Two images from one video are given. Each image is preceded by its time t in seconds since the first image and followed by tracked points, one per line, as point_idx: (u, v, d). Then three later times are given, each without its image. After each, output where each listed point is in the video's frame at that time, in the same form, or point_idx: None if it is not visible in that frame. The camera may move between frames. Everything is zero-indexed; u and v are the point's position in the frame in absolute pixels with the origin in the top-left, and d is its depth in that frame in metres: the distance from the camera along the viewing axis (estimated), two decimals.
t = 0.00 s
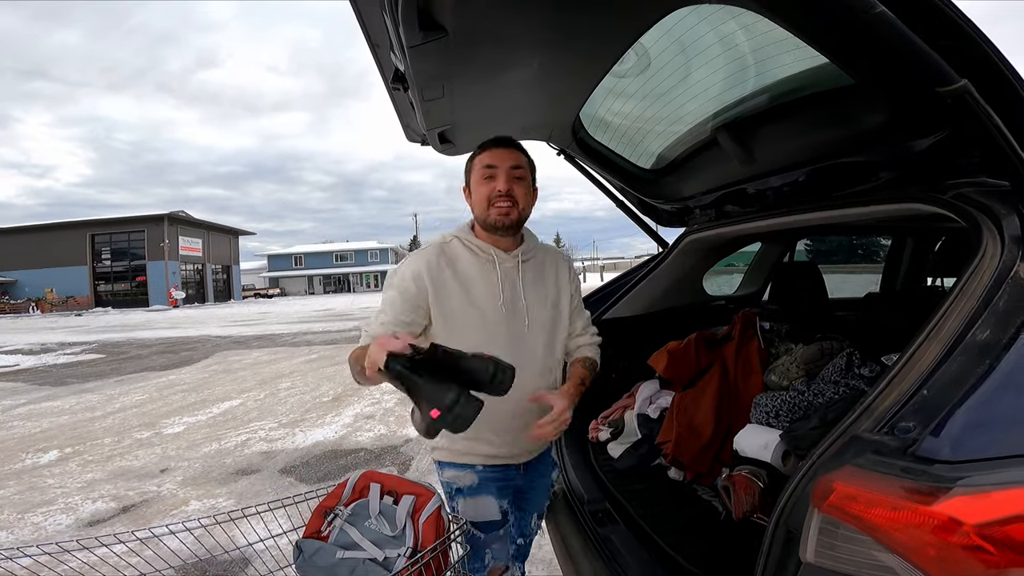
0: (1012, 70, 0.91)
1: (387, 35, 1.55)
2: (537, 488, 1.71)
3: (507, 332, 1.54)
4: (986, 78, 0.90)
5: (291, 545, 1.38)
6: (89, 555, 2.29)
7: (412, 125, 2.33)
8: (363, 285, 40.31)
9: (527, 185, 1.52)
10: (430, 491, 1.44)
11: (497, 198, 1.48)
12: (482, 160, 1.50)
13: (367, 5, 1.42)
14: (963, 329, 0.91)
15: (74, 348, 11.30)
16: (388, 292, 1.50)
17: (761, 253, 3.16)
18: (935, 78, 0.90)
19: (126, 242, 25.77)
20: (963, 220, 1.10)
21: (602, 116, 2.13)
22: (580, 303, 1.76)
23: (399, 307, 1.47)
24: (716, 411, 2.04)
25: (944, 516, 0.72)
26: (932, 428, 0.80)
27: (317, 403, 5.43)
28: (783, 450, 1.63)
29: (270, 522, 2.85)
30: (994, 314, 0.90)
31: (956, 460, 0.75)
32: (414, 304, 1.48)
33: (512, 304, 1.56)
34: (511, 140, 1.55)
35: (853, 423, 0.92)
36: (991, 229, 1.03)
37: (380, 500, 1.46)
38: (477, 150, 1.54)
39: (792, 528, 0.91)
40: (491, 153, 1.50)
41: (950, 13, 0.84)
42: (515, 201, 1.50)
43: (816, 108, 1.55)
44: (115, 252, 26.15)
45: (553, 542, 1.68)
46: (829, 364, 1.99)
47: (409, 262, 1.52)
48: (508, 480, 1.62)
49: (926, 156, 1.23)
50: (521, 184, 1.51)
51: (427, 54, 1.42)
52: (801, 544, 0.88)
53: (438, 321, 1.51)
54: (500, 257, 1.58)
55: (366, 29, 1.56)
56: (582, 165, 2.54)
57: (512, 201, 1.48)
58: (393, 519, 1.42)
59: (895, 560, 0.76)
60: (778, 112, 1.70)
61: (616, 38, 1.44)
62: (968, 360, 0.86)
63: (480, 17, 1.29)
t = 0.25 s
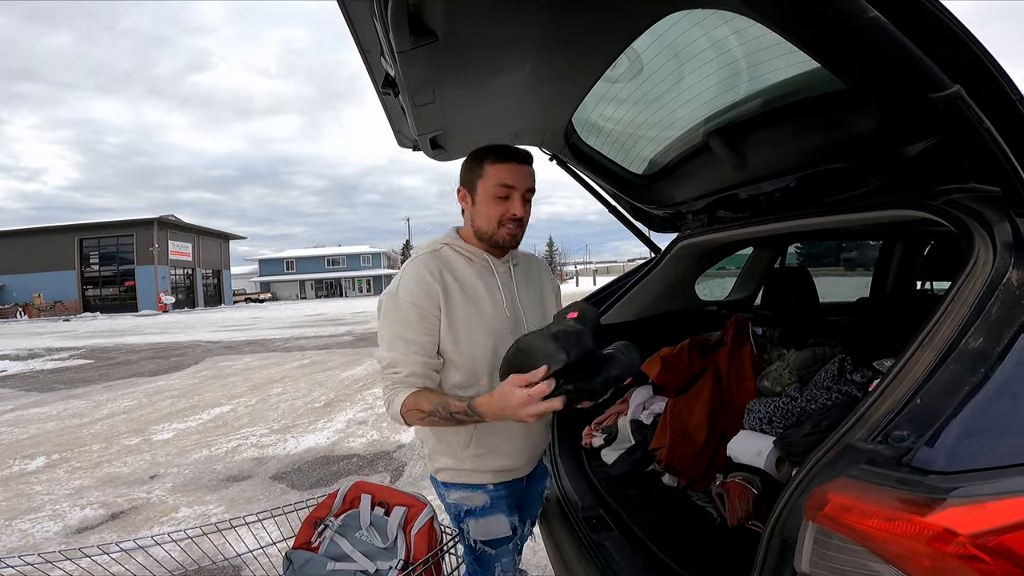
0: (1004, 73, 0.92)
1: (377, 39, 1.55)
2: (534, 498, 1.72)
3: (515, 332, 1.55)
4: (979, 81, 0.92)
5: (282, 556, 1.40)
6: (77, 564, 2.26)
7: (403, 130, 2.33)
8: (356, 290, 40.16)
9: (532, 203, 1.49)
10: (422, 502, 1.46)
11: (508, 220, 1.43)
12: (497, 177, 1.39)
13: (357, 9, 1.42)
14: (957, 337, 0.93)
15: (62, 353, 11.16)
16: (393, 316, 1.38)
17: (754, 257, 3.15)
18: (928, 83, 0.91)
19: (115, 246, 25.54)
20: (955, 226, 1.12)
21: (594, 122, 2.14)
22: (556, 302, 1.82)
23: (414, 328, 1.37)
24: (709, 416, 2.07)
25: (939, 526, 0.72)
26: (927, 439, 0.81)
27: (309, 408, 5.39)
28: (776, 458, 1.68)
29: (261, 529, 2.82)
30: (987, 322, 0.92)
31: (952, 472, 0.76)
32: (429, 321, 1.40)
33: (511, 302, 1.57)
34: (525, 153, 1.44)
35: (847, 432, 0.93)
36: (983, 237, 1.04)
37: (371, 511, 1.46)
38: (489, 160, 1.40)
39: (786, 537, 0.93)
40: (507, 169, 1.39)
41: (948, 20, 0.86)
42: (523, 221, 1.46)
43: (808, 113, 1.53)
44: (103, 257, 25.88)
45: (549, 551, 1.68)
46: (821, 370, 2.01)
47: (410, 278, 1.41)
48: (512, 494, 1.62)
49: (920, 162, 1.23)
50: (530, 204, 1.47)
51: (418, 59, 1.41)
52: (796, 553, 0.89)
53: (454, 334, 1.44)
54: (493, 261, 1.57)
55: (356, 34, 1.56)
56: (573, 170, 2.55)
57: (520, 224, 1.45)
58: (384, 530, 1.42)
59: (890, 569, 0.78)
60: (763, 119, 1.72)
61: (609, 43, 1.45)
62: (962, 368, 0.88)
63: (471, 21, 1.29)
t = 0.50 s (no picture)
0: (993, 74, 0.92)
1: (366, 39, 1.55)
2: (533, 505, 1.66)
3: (516, 332, 1.48)
4: (965, 78, 0.92)
5: (269, 562, 1.39)
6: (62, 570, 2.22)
7: (393, 131, 2.32)
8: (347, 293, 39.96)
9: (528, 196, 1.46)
10: (411, 508, 1.46)
11: (507, 218, 1.40)
12: (496, 171, 1.35)
13: (345, 9, 1.41)
14: (947, 335, 0.94)
15: (47, 357, 11.00)
16: (400, 324, 1.23)
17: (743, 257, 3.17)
18: (917, 82, 0.92)
19: (102, 249, 25.25)
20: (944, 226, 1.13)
21: (585, 122, 2.15)
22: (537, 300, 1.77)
23: (426, 335, 1.24)
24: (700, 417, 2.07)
25: (933, 527, 0.73)
26: (920, 439, 0.82)
27: (299, 412, 5.35)
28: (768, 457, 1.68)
29: (251, 533, 2.79)
30: (976, 320, 0.93)
31: (944, 471, 0.76)
32: (440, 326, 1.28)
33: (508, 302, 1.50)
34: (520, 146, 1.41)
35: (838, 433, 0.95)
36: (971, 236, 1.06)
37: (359, 516, 1.45)
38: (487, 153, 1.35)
39: (779, 539, 0.92)
40: (505, 163, 1.35)
41: (933, 19, 0.85)
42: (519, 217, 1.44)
43: (797, 112, 1.55)
44: (90, 260, 25.57)
45: (542, 558, 1.68)
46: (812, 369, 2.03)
47: (412, 280, 1.27)
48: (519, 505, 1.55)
49: (903, 162, 1.28)
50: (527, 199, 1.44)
51: (407, 59, 1.41)
52: (789, 554, 0.89)
53: (463, 339, 1.34)
54: (485, 259, 1.50)
55: (344, 33, 1.55)
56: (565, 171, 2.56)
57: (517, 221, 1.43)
58: (373, 535, 1.41)
59: (884, 570, 0.77)
60: (759, 118, 1.70)
61: (600, 44, 1.45)
62: (952, 366, 0.89)
63: (460, 21, 1.29)
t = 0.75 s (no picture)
0: (983, 70, 0.94)
1: (358, 40, 1.54)
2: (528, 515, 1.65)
3: (506, 335, 1.46)
4: (958, 77, 0.94)
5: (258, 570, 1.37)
6: None
7: (385, 133, 2.32)
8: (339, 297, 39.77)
9: (492, 180, 1.43)
10: (404, 514, 1.43)
11: (462, 198, 1.38)
12: (439, 156, 1.39)
13: (337, 10, 1.40)
14: (942, 338, 0.95)
15: (33, 361, 10.85)
16: (380, 324, 1.20)
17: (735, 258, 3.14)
18: (909, 84, 0.92)
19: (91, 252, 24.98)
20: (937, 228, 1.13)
21: (578, 125, 2.15)
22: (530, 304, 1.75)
23: (408, 334, 1.21)
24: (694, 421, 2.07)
25: (934, 531, 0.73)
26: (918, 443, 0.82)
27: (290, 416, 5.30)
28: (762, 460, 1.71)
29: (241, 539, 2.75)
30: (971, 323, 0.94)
31: (943, 475, 0.77)
32: (423, 326, 1.24)
33: (498, 304, 1.48)
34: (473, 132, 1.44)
35: (834, 436, 0.95)
36: (964, 239, 1.07)
37: (350, 522, 1.43)
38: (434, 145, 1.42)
39: (778, 544, 0.91)
40: (450, 147, 1.39)
41: (921, 16, 0.87)
42: (481, 199, 1.40)
43: (790, 114, 1.55)
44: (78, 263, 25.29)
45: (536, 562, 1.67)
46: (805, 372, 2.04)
47: (394, 279, 1.25)
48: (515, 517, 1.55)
49: (897, 165, 1.27)
50: (488, 180, 1.41)
51: (399, 60, 1.40)
52: (788, 557, 0.89)
53: (447, 340, 1.31)
54: (477, 260, 1.49)
55: (336, 34, 1.55)
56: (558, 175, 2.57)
57: (477, 202, 1.39)
58: (365, 542, 1.40)
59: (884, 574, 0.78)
60: (753, 120, 1.71)
61: (595, 47, 1.46)
62: (948, 369, 0.89)
63: (454, 22, 1.28)
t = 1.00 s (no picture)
0: (978, 78, 0.96)
1: (358, 46, 1.55)
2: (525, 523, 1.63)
3: (508, 347, 1.46)
4: (954, 87, 0.96)
5: None
6: None
7: (382, 140, 2.33)
8: (333, 304, 39.63)
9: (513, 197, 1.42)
10: (401, 523, 1.41)
11: (488, 216, 1.35)
12: (467, 168, 1.33)
13: (337, 16, 1.41)
14: (939, 347, 0.95)
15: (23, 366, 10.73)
16: (380, 342, 1.19)
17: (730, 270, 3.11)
18: (907, 93, 0.93)
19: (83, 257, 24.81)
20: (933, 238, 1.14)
21: (576, 133, 2.17)
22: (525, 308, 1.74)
23: (409, 353, 1.20)
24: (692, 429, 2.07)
25: (936, 537, 0.73)
26: (919, 451, 0.82)
27: (284, 424, 5.26)
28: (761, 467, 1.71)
29: (233, 547, 2.72)
30: (968, 332, 0.95)
31: (945, 481, 0.77)
32: (424, 344, 1.23)
33: (500, 315, 1.48)
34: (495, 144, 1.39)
35: (834, 445, 0.95)
36: (960, 247, 1.08)
37: (347, 531, 1.42)
38: (457, 152, 1.34)
39: (779, 551, 0.91)
40: (479, 159, 1.33)
41: (917, 23, 0.88)
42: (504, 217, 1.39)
43: (786, 124, 1.56)
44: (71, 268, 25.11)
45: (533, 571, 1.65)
46: (801, 381, 2.05)
47: (394, 296, 1.23)
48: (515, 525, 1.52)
49: (893, 173, 1.28)
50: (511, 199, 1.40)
51: (399, 66, 1.41)
52: (789, 564, 0.89)
53: (449, 355, 1.30)
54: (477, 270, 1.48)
55: (336, 40, 1.56)
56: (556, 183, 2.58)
57: (502, 221, 1.37)
58: (362, 552, 1.38)
59: None
60: (749, 129, 1.72)
61: (594, 56, 1.47)
62: (945, 377, 0.90)
63: (454, 29, 1.29)
